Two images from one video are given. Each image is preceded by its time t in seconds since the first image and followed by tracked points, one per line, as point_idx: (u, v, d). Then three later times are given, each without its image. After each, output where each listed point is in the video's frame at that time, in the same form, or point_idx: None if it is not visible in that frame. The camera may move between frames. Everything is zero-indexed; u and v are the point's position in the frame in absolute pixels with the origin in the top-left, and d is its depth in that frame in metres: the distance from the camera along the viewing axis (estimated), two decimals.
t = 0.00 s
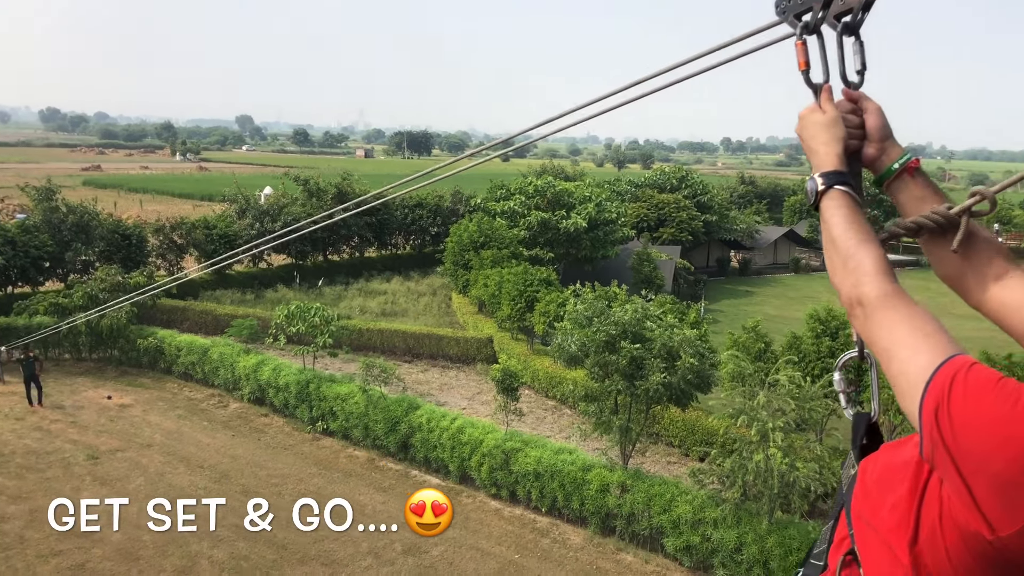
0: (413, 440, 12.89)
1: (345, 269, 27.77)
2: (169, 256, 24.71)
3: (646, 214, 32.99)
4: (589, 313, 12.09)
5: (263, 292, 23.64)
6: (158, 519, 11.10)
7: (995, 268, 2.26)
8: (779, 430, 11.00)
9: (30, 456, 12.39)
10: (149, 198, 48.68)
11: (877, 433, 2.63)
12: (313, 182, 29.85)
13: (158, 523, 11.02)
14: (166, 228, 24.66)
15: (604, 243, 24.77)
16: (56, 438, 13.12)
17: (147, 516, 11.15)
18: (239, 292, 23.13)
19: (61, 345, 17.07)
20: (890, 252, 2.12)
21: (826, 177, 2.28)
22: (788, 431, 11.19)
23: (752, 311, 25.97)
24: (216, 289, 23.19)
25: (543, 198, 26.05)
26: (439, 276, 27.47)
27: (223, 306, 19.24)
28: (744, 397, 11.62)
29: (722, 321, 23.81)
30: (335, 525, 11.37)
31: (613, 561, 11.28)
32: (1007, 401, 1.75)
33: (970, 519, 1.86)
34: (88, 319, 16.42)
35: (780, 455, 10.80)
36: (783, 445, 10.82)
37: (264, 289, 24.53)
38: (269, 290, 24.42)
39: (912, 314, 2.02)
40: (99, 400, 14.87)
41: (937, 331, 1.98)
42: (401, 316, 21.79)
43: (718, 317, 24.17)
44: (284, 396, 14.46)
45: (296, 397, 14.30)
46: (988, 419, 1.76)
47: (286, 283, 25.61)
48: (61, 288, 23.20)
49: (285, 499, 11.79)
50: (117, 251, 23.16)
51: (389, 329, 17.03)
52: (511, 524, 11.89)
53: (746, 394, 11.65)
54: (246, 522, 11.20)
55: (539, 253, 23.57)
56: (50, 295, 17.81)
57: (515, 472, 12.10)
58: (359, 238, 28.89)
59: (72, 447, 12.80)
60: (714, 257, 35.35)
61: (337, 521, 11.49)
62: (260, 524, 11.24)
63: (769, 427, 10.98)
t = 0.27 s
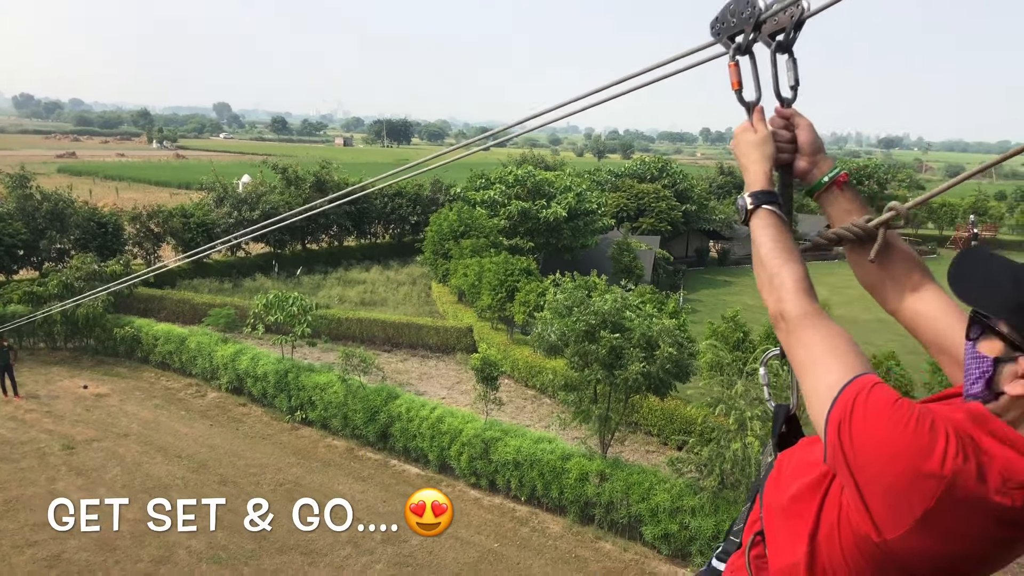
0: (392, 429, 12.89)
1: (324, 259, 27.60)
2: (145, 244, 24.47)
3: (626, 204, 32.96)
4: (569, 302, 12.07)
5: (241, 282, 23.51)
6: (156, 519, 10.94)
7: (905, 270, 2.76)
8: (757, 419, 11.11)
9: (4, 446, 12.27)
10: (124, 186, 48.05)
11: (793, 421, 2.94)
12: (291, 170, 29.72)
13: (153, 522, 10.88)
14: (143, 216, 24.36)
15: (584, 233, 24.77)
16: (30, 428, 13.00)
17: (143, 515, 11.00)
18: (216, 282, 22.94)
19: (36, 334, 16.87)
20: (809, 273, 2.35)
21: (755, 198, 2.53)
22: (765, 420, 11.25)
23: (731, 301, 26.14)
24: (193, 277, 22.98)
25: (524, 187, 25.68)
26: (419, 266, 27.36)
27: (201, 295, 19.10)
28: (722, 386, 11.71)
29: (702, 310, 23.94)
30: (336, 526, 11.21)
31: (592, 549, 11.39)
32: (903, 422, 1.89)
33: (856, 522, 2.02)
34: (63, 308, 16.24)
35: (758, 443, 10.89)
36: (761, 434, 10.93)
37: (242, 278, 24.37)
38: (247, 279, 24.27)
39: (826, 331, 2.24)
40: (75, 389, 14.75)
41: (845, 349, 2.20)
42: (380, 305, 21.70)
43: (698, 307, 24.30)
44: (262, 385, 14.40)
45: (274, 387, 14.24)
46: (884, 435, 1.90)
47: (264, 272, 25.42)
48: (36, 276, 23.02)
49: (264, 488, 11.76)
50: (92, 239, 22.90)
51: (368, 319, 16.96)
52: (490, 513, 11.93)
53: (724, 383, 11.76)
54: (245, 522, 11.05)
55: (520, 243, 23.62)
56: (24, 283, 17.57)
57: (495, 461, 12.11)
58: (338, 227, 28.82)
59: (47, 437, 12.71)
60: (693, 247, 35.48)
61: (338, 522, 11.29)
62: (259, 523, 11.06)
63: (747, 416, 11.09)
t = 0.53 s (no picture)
0: (402, 418, 12.95)
1: (334, 248, 27.67)
2: (157, 232, 24.66)
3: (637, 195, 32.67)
4: (579, 293, 12.11)
5: (253, 271, 23.65)
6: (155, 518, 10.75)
7: (787, 289, 2.81)
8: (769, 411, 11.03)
9: (17, 433, 12.39)
10: (137, 175, 48.29)
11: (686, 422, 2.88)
12: (302, 159, 29.43)
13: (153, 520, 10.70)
14: (155, 204, 24.52)
15: (593, 225, 25.26)
16: (44, 414, 13.11)
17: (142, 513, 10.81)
18: (228, 271, 23.03)
19: (49, 321, 16.98)
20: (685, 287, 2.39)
21: (648, 228, 2.60)
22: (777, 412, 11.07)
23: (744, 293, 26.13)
24: (204, 266, 22.99)
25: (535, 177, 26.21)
26: (429, 256, 27.36)
27: (212, 283, 19.22)
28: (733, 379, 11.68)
29: (715, 301, 23.97)
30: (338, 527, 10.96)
31: (599, 539, 11.63)
32: (753, 417, 1.99)
33: (710, 507, 2.12)
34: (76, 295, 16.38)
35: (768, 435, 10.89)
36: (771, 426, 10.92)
37: (254, 267, 24.45)
38: (258, 268, 24.35)
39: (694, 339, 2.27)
40: (88, 376, 14.87)
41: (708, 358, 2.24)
42: (391, 295, 21.73)
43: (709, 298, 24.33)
44: (273, 374, 14.47)
45: (285, 375, 14.31)
46: (735, 429, 1.99)
47: (276, 261, 25.46)
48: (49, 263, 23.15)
49: (275, 476, 11.82)
50: (104, 227, 23.03)
51: (378, 309, 17.03)
52: (499, 502, 11.96)
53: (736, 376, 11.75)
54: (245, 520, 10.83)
55: (528, 233, 23.99)
56: (38, 270, 17.71)
57: (504, 451, 12.13)
58: (348, 216, 29.35)
59: (60, 424, 12.82)
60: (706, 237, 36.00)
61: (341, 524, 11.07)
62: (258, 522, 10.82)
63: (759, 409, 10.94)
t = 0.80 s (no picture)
0: (450, 405, 13.03)
1: (383, 237, 27.83)
2: (210, 221, 25.02)
3: (687, 181, 32.05)
4: (627, 281, 12.07)
5: (303, 259, 23.61)
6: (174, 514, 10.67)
7: (680, 321, 3.41)
8: (821, 403, 11.21)
9: (78, 416, 12.83)
10: (191, 163, 49.48)
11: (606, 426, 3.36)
12: (351, 148, 29.21)
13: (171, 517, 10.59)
14: (208, 193, 24.85)
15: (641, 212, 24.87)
16: (103, 398, 13.55)
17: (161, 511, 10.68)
18: (280, 259, 23.16)
19: (107, 307, 17.49)
20: (589, 306, 2.92)
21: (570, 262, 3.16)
22: (827, 403, 11.22)
23: (794, 281, 25.81)
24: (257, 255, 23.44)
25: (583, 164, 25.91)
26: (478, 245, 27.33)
27: (264, 270, 19.51)
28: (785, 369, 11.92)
29: (765, 290, 23.83)
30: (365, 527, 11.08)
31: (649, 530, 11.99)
32: (627, 408, 2.49)
33: (601, 482, 2.59)
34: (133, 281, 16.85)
35: (820, 427, 11.23)
36: (823, 418, 11.16)
37: (304, 255, 24.53)
38: (309, 256, 24.49)
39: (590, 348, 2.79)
40: (144, 360, 15.31)
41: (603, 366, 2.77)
42: (439, 283, 21.88)
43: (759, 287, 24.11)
44: (324, 360, 14.69)
45: (335, 362, 14.52)
46: (614, 415, 2.50)
47: (326, 249, 25.64)
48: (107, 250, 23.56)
49: (324, 462, 12.01)
50: (159, 215, 23.21)
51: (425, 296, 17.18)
52: (546, 490, 11.88)
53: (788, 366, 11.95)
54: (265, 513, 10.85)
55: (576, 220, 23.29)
56: (97, 257, 18.17)
57: (551, 439, 11.94)
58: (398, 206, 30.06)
59: (118, 407, 13.23)
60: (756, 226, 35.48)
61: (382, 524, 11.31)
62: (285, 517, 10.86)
63: (809, 400, 11.13)
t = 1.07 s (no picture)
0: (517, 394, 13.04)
1: (451, 227, 27.95)
2: (283, 212, 25.10)
3: (757, 164, 31.81)
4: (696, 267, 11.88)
5: (371, 248, 23.96)
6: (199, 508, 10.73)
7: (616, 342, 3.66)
8: (897, 389, 10.78)
9: (159, 402, 13.35)
10: (264, 155, 50.95)
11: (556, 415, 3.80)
12: (418, 138, 29.70)
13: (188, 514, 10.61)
14: (279, 184, 25.06)
15: (712, 195, 24.43)
16: (181, 385, 14.08)
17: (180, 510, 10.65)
18: (350, 247, 23.57)
19: (183, 297, 18.19)
20: (525, 320, 3.30)
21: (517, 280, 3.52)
22: (906, 390, 10.89)
23: (869, 266, 25.18)
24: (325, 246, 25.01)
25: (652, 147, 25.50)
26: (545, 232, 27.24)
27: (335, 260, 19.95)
28: (860, 354, 11.43)
29: (838, 276, 23.21)
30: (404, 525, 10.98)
31: (720, 518, 11.65)
32: (540, 404, 2.94)
33: (527, 461, 3.09)
34: (209, 272, 17.64)
35: (898, 415, 10.54)
36: (900, 405, 10.61)
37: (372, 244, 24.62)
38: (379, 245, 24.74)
39: (527, 353, 3.18)
40: (220, 349, 15.87)
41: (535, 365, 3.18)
42: (506, 271, 22.05)
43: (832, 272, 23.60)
44: (393, 348, 14.93)
45: (405, 349, 14.71)
46: (530, 409, 2.97)
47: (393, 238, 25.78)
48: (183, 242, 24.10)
49: (394, 449, 12.21)
50: (233, 207, 23.54)
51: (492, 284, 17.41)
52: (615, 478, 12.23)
53: (863, 352, 11.45)
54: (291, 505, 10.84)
55: (644, 205, 22.83)
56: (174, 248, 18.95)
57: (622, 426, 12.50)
58: (463, 193, 30.33)
59: (196, 394, 13.73)
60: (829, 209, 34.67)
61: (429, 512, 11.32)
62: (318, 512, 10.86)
63: (886, 386, 10.76)
